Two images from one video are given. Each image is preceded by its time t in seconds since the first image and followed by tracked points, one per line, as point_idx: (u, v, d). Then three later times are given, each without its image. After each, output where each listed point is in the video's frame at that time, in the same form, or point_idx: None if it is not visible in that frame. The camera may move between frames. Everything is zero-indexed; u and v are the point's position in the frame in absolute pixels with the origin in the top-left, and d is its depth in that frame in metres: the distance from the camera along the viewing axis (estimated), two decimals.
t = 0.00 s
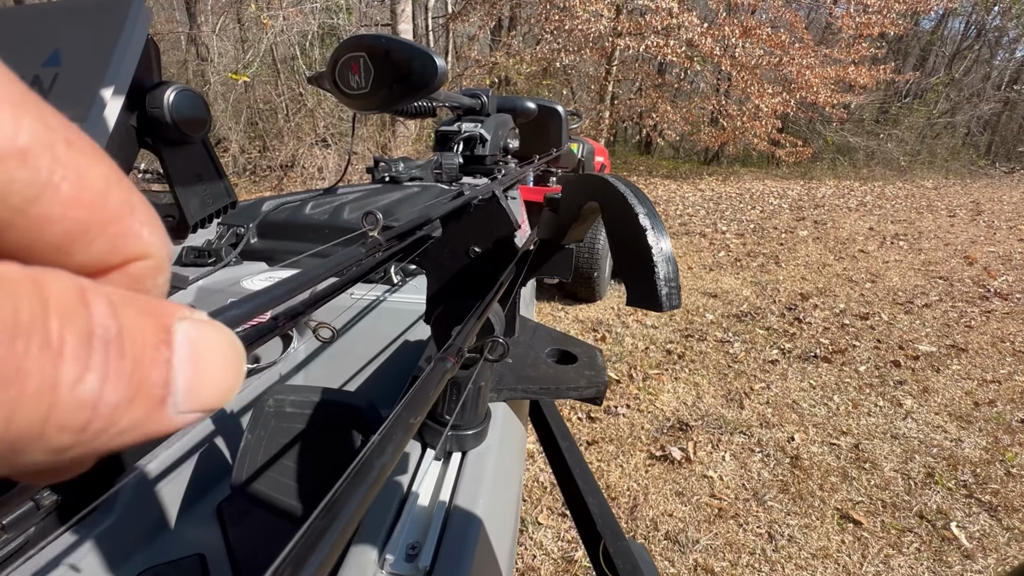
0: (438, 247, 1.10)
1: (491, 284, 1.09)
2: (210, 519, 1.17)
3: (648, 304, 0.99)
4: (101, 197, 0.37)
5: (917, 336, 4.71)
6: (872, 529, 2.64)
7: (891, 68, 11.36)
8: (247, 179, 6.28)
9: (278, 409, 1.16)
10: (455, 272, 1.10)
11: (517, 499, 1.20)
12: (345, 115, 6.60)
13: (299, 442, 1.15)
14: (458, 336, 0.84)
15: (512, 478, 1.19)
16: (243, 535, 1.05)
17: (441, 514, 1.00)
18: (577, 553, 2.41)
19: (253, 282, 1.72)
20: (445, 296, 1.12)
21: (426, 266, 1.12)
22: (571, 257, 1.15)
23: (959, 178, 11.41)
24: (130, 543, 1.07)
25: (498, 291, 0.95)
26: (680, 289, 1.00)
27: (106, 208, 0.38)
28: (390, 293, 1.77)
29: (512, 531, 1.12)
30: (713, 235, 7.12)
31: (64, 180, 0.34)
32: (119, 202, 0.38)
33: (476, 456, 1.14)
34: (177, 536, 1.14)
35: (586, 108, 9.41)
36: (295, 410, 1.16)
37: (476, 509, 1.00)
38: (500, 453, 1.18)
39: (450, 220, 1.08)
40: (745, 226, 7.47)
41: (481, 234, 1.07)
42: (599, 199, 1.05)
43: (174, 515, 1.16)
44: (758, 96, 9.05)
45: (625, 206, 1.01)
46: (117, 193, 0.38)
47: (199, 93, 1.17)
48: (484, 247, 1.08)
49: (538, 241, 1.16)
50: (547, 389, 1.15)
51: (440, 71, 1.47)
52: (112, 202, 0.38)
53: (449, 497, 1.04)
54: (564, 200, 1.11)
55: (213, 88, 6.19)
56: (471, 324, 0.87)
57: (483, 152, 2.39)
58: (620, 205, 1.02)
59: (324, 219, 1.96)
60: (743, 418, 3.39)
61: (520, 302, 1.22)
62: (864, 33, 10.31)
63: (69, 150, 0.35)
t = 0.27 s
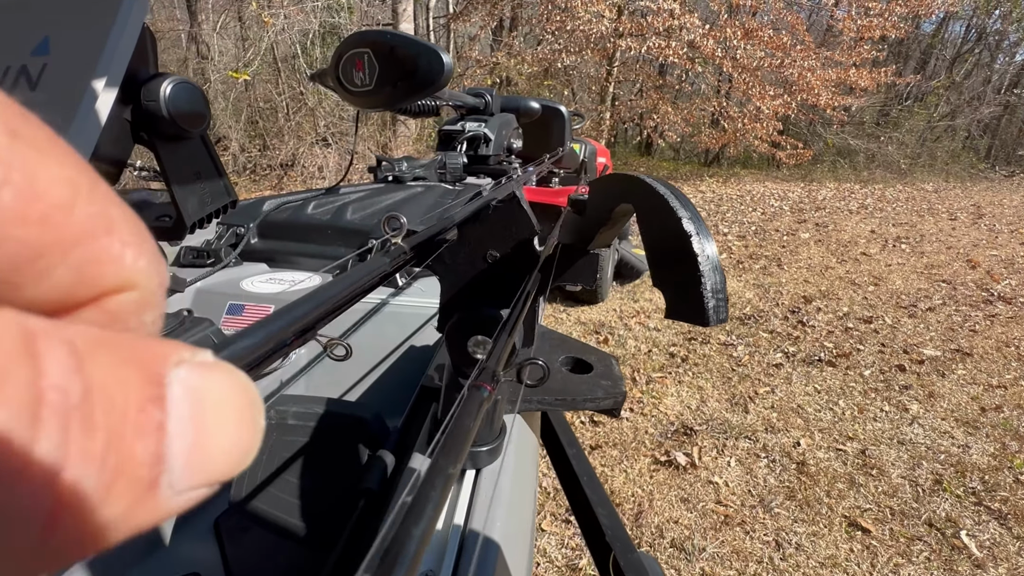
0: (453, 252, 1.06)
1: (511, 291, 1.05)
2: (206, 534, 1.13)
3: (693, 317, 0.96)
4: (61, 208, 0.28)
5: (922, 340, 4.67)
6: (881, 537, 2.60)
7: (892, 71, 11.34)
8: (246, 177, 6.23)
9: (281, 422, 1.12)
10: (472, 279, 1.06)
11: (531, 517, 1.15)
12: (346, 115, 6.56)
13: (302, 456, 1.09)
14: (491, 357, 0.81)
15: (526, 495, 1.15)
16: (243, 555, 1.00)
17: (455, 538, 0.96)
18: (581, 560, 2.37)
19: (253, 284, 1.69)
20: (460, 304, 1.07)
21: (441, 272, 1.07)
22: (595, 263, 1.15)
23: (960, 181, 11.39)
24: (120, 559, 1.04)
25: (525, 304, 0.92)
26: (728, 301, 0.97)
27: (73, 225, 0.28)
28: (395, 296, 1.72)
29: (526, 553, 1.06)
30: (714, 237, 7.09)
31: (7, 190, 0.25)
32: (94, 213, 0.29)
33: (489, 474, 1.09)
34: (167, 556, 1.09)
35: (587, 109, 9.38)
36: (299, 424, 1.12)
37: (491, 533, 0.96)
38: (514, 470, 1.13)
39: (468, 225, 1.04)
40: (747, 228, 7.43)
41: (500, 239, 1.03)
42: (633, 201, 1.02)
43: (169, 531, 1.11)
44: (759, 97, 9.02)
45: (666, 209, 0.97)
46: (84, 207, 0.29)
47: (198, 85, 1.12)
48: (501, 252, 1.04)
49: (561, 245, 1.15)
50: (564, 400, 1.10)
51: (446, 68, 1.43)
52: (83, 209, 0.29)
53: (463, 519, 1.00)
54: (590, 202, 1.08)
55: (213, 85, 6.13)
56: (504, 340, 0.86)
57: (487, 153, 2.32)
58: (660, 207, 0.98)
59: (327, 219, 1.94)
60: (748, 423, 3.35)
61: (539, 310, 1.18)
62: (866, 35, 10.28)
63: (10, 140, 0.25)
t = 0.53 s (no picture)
0: (455, 255, 1.05)
1: (513, 296, 1.04)
2: (202, 540, 1.11)
3: (701, 327, 0.95)
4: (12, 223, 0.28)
5: (921, 343, 4.67)
6: (881, 541, 2.59)
7: (892, 74, 11.35)
8: (246, 177, 6.22)
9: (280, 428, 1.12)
10: (474, 284, 1.05)
11: (532, 524, 1.14)
12: (346, 115, 6.56)
13: (302, 462, 1.08)
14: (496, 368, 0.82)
15: (527, 502, 1.14)
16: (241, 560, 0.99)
17: (456, 545, 0.95)
18: (580, 563, 2.36)
19: (252, 286, 1.69)
20: (461, 309, 1.07)
21: (442, 276, 1.06)
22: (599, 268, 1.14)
23: (959, 184, 11.40)
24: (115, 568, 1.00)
25: (530, 311, 0.92)
26: (736, 312, 0.97)
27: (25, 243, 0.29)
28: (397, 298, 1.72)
29: (527, 559, 1.07)
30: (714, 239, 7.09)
31: None
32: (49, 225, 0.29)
33: (492, 480, 1.08)
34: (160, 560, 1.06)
35: (587, 110, 9.38)
36: (299, 429, 1.12)
37: (494, 542, 0.96)
38: (515, 476, 1.12)
39: (470, 230, 1.04)
40: (747, 230, 7.43)
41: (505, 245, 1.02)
42: (638, 206, 1.02)
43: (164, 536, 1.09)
44: (759, 99, 9.02)
45: (672, 215, 0.97)
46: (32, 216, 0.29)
47: (198, 86, 1.11)
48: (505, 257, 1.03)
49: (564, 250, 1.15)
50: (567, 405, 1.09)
51: (447, 69, 1.42)
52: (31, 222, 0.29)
53: (465, 527, 0.99)
54: (596, 208, 1.08)
55: (214, 85, 6.12)
56: (509, 350, 0.86)
57: (487, 154, 2.30)
58: (668, 214, 0.97)
59: (326, 221, 1.93)
60: (748, 425, 3.35)
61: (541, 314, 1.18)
62: (866, 38, 10.29)
63: None
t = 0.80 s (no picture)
0: (439, 238, 1.06)
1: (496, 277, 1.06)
2: (194, 522, 1.14)
3: (673, 302, 0.97)
4: None
5: (918, 342, 4.68)
6: (874, 537, 2.61)
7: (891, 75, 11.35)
8: (245, 176, 6.23)
9: (268, 408, 1.13)
10: (458, 266, 1.07)
11: (517, 510, 1.16)
12: (346, 114, 6.57)
13: (292, 443, 1.10)
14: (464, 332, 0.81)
15: (512, 487, 1.15)
16: (232, 543, 1.02)
17: (439, 522, 0.96)
18: (575, 558, 2.38)
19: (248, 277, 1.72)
20: (446, 292, 1.09)
21: (426, 259, 1.08)
22: (581, 252, 1.12)
23: (958, 185, 11.40)
24: (110, 547, 1.03)
25: (505, 284, 0.91)
26: (705, 285, 0.99)
27: None
28: (391, 291, 1.73)
29: (512, 546, 1.08)
30: (713, 239, 7.10)
31: None
32: None
33: (476, 463, 1.10)
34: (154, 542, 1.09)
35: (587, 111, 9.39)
36: (287, 411, 1.13)
37: (475, 518, 0.96)
38: (501, 460, 1.14)
39: (453, 214, 1.05)
40: (745, 231, 7.44)
41: (486, 227, 1.04)
42: (612, 186, 1.03)
43: (158, 519, 1.12)
44: (759, 100, 9.03)
45: (645, 194, 0.98)
46: None
47: (190, 74, 1.11)
48: (489, 239, 1.05)
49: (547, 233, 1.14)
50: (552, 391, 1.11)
51: (443, 64, 1.43)
52: None
53: (448, 505, 1.00)
54: (575, 190, 1.09)
55: (213, 84, 6.12)
56: (479, 317, 0.84)
57: (484, 151, 2.29)
58: (640, 192, 0.99)
59: (321, 214, 1.92)
60: (743, 423, 3.36)
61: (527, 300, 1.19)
62: (865, 39, 10.29)
63: None
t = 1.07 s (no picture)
0: (442, 236, 1.06)
1: (500, 275, 1.06)
2: (197, 521, 1.14)
3: (677, 298, 0.97)
4: None
5: (919, 343, 4.67)
6: (875, 538, 2.60)
7: (891, 76, 11.36)
8: (246, 176, 6.24)
9: (271, 406, 1.13)
10: (462, 264, 1.06)
11: (520, 509, 1.16)
12: (347, 115, 6.57)
13: (294, 441, 1.10)
14: (470, 327, 0.81)
15: (515, 485, 1.15)
16: (236, 541, 1.02)
17: (442, 521, 0.96)
18: (576, 558, 2.37)
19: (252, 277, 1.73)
20: (449, 290, 1.09)
21: (430, 257, 1.08)
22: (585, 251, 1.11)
23: (959, 186, 11.40)
24: (113, 545, 1.03)
25: (508, 284, 0.91)
26: (710, 282, 0.99)
27: None
28: (391, 291, 1.73)
29: (515, 544, 1.07)
30: (713, 240, 7.10)
31: None
32: None
33: (480, 461, 1.10)
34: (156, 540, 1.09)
35: (588, 111, 9.40)
36: (290, 409, 1.12)
37: (479, 516, 0.96)
38: (504, 459, 1.13)
39: (457, 212, 1.05)
40: (746, 231, 7.44)
41: (490, 225, 1.04)
42: (617, 183, 1.03)
43: (160, 517, 1.12)
44: (759, 101, 9.04)
45: (650, 191, 0.98)
46: None
47: (192, 72, 1.12)
48: (492, 237, 1.04)
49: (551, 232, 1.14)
50: (555, 390, 1.11)
51: (443, 64, 1.43)
52: None
53: (452, 502, 1.00)
54: (580, 188, 1.09)
55: (214, 85, 6.12)
56: (485, 314, 0.85)
57: (486, 151, 2.31)
58: (645, 189, 0.99)
59: (323, 213, 1.93)
60: (744, 423, 3.36)
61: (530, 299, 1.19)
62: (866, 40, 10.30)
63: None
